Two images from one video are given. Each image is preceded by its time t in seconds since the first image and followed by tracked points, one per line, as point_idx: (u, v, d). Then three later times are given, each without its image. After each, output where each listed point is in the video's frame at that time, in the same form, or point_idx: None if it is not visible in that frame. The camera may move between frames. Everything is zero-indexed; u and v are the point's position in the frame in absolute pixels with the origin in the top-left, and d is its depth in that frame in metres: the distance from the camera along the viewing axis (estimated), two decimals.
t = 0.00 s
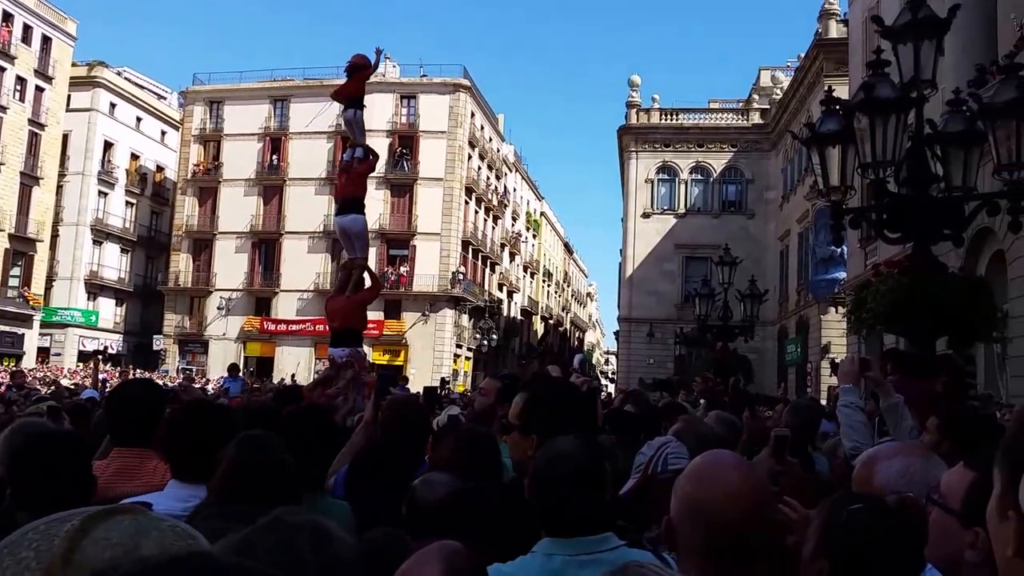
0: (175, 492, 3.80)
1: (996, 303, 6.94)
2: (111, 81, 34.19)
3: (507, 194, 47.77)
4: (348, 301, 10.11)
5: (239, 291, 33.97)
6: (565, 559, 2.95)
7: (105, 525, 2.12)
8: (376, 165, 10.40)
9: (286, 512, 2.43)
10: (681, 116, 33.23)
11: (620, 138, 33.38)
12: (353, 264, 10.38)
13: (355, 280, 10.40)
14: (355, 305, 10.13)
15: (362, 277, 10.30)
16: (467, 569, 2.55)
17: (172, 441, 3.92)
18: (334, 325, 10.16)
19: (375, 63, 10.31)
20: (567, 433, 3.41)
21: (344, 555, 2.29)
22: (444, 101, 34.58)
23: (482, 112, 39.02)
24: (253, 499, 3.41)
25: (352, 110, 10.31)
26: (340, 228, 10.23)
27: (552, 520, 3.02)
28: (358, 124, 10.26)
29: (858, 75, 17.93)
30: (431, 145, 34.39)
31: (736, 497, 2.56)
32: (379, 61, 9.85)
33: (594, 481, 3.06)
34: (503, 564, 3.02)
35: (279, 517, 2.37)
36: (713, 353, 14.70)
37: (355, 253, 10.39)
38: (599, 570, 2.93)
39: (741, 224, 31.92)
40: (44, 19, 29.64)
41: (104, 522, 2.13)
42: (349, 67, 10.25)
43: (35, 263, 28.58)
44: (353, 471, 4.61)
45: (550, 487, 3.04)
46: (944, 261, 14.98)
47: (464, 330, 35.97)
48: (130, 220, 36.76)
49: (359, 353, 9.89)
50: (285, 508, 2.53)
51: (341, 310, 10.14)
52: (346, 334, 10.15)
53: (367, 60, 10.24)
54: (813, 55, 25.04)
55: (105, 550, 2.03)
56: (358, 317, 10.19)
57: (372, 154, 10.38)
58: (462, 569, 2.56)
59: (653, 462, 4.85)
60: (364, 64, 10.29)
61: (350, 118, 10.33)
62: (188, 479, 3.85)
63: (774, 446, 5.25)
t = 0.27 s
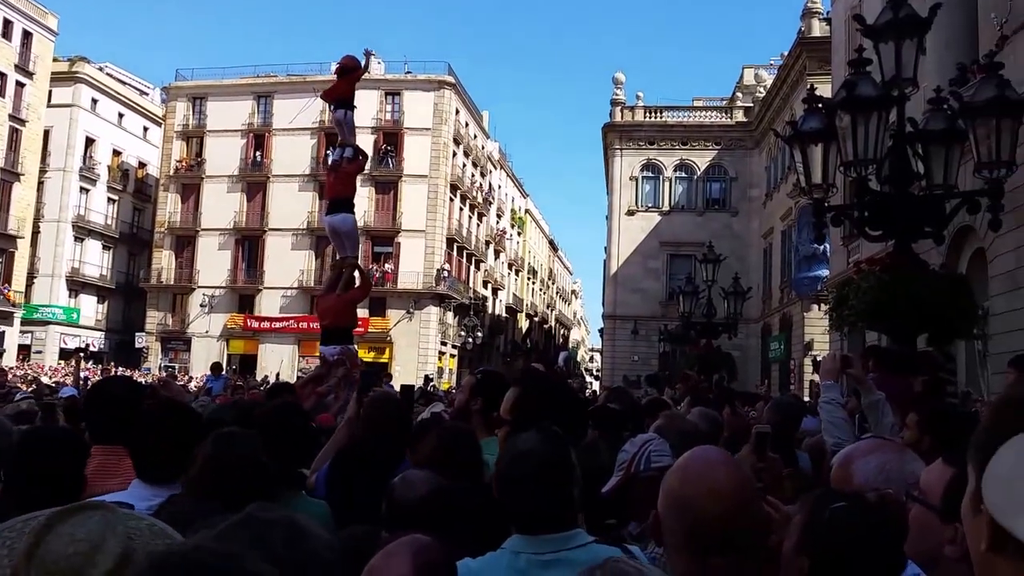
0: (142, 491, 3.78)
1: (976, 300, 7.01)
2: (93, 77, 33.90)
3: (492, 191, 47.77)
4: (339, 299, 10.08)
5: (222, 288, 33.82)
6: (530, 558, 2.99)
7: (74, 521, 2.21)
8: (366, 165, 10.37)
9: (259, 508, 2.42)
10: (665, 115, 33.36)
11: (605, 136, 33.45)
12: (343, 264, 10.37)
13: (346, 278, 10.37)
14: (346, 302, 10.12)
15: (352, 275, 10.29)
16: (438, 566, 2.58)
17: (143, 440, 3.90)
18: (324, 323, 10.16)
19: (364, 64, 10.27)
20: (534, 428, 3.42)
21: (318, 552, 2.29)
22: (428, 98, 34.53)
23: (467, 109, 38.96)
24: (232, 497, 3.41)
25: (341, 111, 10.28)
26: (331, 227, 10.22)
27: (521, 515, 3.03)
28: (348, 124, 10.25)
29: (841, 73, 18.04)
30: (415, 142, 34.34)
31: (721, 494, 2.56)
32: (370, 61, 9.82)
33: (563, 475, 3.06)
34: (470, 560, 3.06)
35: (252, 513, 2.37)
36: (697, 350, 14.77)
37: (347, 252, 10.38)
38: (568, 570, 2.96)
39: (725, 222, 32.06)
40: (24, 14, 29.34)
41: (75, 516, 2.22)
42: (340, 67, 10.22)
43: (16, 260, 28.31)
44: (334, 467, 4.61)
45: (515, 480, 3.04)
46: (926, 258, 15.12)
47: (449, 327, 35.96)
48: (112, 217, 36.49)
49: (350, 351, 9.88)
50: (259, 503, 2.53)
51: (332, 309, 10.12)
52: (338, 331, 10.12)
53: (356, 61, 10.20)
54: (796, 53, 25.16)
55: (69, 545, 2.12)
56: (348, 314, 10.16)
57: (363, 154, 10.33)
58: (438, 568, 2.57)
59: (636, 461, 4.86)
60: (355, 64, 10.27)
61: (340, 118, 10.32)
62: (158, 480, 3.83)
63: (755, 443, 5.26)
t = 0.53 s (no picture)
0: (113, 487, 3.76)
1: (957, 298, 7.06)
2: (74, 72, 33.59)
3: (477, 189, 47.74)
4: (329, 297, 10.04)
5: (204, 286, 33.65)
6: (507, 558, 2.99)
7: (48, 521, 2.19)
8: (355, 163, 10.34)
9: (237, 506, 2.39)
10: (649, 113, 33.47)
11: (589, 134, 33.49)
12: (333, 262, 10.34)
13: (335, 276, 10.34)
14: (336, 299, 10.06)
15: (342, 273, 10.27)
16: (407, 560, 2.78)
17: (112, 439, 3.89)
18: (314, 321, 10.09)
19: (354, 63, 10.24)
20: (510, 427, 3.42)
21: (295, 549, 2.27)
22: (412, 95, 34.45)
23: (452, 106, 38.91)
24: (200, 497, 3.43)
25: (331, 110, 10.28)
26: (321, 226, 10.21)
27: (498, 515, 3.04)
28: (336, 123, 10.23)
29: (824, 72, 18.12)
30: (399, 139, 34.27)
31: (671, 490, 2.79)
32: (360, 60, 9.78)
33: (543, 473, 3.08)
34: (446, 559, 3.03)
35: (229, 512, 2.34)
36: (680, 347, 14.84)
37: (336, 250, 10.38)
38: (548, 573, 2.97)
39: (708, 219, 32.18)
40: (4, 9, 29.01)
41: (48, 517, 2.21)
42: (329, 66, 10.19)
43: None
44: (313, 467, 4.61)
45: (496, 480, 3.05)
46: (907, 256, 15.24)
47: (433, 324, 35.94)
48: (93, 214, 36.20)
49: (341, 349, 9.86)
50: (236, 502, 2.49)
51: (321, 307, 10.08)
52: (328, 329, 10.07)
53: (346, 60, 10.18)
54: (779, 52, 25.25)
55: (44, 545, 2.13)
56: (339, 312, 10.13)
57: (351, 152, 10.30)
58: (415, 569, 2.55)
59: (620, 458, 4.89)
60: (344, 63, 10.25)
61: (329, 118, 10.30)
62: (130, 473, 3.83)
63: (738, 439, 5.25)
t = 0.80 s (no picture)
0: (92, 484, 3.81)
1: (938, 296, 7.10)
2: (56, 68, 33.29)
3: (461, 186, 47.73)
4: (321, 294, 10.00)
5: (186, 283, 33.53)
6: (488, 557, 2.97)
7: (29, 521, 2.20)
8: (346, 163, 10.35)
9: (217, 502, 2.38)
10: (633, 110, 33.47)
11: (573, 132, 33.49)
12: (325, 260, 10.30)
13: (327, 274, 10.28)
14: (327, 299, 10.01)
15: (333, 272, 10.23)
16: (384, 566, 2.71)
17: (96, 438, 3.96)
18: (303, 320, 10.07)
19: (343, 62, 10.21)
20: (496, 426, 3.46)
21: (270, 546, 2.23)
22: (396, 92, 34.38)
23: (436, 103, 38.88)
24: (174, 493, 3.41)
25: (320, 111, 10.29)
26: (311, 225, 10.20)
27: (480, 514, 3.04)
28: (327, 123, 10.24)
29: (807, 69, 18.18)
30: (383, 136, 34.23)
31: (632, 490, 2.83)
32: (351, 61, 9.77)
33: (529, 472, 3.11)
34: (426, 558, 2.99)
35: (210, 508, 2.33)
36: (663, 345, 14.89)
37: (327, 249, 10.38)
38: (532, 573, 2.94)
39: (692, 218, 32.29)
40: None
41: (29, 515, 2.22)
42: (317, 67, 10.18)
43: None
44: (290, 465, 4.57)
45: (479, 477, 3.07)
46: (888, 254, 15.34)
47: (417, 322, 35.94)
48: (75, 210, 35.97)
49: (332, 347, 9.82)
50: (218, 498, 2.47)
51: (312, 305, 10.03)
52: (319, 326, 10.01)
53: (335, 61, 10.18)
54: (762, 50, 25.33)
55: (26, 543, 2.12)
56: (331, 308, 10.08)
57: (340, 151, 10.34)
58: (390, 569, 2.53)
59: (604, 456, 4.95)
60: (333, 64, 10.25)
61: (319, 118, 10.31)
62: (112, 472, 3.90)
63: (720, 435, 5.25)
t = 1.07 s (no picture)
0: (70, 476, 3.81)
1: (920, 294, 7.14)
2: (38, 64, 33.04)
3: (446, 184, 47.71)
4: (313, 293, 10.06)
5: (169, 281, 33.47)
6: (474, 557, 2.96)
7: (12, 521, 2.20)
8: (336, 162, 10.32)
9: (192, 500, 2.34)
10: (619, 109, 33.51)
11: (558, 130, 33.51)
12: (314, 259, 10.33)
13: (318, 274, 10.30)
14: (319, 297, 10.10)
15: (324, 270, 10.29)
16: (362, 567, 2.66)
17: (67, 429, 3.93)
18: (297, 317, 10.09)
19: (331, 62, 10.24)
20: (479, 423, 3.48)
21: (246, 545, 2.19)
22: (380, 89, 34.32)
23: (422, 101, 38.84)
24: (162, 492, 3.38)
25: (310, 110, 10.33)
26: (301, 224, 10.24)
27: (465, 513, 3.05)
28: (317, 123, 10.28)
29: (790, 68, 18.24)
30: (367, 133, 34.19)
31: (614, 487, 2.82)
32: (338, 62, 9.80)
33: (515, 469, 3.12)
34: (413, 560, 2.95)
35: (185, 505, 2.30)
36: (647, 343, 14.93)
37: (317, 248, 10.40)
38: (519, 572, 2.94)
39: (676, 216, 32.39)
40: None
41: (11, 517, 2.21)
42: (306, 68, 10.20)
43: None
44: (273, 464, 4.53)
45: (464, 473, 3.08)
46: (869, 252, 15.42)
47: (402, 320, 35.94)
48: (57, 207, 35.72)
49: (321, 345, 9.83)
50: (194, 495, 2.45)
51: (304, 304, 10.08)
52: (310, 325, 10.07)
53: (325, 61, 10.22)
54: (747, 49, 25.42)
55: (10, 545, 2.11)
56: (322, 307, 10.12)
57: (331, 151, 10.29)
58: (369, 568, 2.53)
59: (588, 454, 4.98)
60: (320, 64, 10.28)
61: (309, 119, 10.36)
62: (88, 464, 3.90)
63: (703, 434, 5.26)
